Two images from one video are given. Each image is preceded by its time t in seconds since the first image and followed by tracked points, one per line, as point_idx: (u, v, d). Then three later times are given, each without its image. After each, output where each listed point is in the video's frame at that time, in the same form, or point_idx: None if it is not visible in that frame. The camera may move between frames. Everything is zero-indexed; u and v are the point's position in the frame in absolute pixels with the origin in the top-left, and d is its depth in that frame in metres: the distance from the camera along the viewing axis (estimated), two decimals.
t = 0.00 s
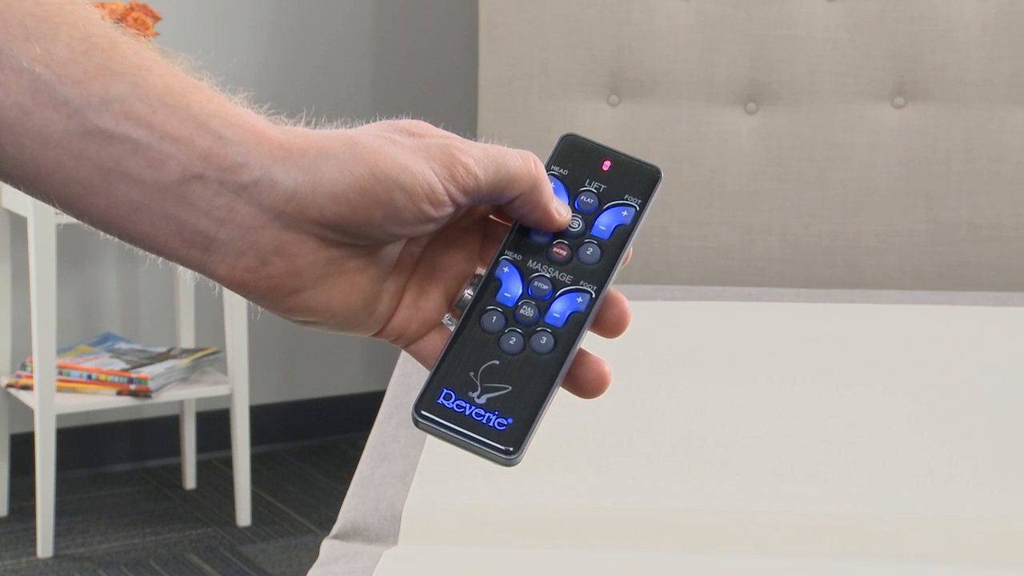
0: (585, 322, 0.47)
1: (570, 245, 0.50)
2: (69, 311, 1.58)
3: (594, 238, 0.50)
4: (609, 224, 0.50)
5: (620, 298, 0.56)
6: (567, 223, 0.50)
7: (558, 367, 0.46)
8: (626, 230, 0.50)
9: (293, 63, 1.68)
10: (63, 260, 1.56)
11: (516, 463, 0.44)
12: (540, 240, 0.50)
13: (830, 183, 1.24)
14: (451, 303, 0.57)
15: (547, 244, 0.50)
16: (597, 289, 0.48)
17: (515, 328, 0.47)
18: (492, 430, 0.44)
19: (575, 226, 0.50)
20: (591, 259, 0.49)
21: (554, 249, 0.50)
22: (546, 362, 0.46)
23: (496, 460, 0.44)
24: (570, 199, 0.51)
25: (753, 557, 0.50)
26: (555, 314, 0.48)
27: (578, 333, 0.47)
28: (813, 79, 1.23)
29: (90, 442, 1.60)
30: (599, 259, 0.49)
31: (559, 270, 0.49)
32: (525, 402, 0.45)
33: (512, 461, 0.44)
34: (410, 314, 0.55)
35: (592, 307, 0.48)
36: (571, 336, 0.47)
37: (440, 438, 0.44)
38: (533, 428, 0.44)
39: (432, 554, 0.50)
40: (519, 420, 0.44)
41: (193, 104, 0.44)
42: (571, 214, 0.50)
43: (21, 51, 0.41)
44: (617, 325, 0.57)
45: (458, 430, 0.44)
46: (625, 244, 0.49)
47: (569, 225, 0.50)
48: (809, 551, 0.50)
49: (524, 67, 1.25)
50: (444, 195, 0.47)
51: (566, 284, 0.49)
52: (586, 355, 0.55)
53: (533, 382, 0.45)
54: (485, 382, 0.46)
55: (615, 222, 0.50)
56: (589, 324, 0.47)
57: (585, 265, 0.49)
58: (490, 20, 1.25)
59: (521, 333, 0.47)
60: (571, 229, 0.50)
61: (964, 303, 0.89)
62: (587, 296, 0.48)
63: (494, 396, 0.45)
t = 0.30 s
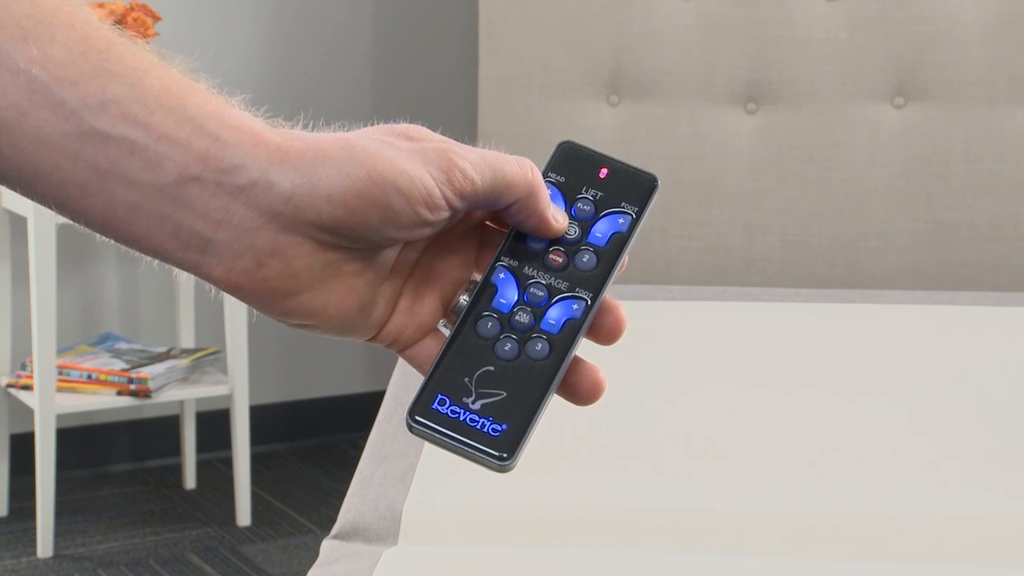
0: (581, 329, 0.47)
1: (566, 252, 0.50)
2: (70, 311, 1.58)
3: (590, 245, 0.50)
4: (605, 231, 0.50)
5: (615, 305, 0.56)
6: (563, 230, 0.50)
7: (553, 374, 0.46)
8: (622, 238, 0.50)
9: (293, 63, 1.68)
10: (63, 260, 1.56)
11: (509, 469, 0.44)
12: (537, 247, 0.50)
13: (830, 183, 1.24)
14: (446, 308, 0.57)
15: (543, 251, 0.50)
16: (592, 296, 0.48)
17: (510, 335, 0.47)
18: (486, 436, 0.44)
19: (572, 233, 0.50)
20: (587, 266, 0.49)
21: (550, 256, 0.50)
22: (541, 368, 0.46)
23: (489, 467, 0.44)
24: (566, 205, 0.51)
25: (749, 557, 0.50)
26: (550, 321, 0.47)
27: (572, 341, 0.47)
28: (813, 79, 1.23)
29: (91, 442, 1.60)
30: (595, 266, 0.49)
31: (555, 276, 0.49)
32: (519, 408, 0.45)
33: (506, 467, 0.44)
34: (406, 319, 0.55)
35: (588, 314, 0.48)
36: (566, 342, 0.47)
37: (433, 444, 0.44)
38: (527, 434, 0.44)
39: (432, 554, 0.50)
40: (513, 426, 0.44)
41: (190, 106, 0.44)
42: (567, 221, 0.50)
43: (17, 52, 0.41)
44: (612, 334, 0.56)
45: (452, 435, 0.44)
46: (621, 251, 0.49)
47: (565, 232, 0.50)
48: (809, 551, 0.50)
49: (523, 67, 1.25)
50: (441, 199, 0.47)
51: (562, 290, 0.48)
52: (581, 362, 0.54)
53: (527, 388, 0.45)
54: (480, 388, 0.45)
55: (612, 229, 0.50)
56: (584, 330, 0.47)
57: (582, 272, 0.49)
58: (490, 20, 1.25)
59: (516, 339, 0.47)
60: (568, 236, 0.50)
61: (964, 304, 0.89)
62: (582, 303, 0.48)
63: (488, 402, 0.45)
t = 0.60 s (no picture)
0: (579, 334, 0.47)
1: (565, 256, 0.50)
2: (70, 311, 1.58)
3: (589, 250, 0.50)
4: (604, 236, 0.50)
5: (614, 309, 0.56)
6: (562, 234, 0.50)
7: (551, 378, 0.46)
8: (621, 242, 0.50)
9: (293, 63, 1.68)
10: (63, 260, 1.56)
11: (507, 473, 0.44)
12: (535, 251, 0.50)
13: (830, 183, 1.24)
14: (444, 312, 0.57)
15: (542, 255, 0.50)
16: (591, 301, 0.48)
17: (508, 339, 0.47)
18: (483, 440, 0.44)
19: (570, 238, 0.50)
20: (585, 271, 0.49)
21: (549, 260, 0.50)
22: (539, 372, 0.46)
23: (486, 471, 0.44)
24: (565, 210, 0.51)
25: (749, 557, 0.50)
26: (548, 325, 0.47)
27: (570, 345, 0.47)
28: (813, 79, 1.23)
29: (91, 442, 1.60)
30: (593, 271, 0.49)
31: (553, 280, 0.49)
32: (516, 413, 0.45)
33: (504, 471, 0.44)
34: (403, 322, 0.55)
35: (586, 318, 0.48)
36: (564, 347, 0.47)
37: (431, 448, 0.44)
38: (524, 438, 0.44)
39: (432, 555, 0.50)
40: (510, 431, 0.44)
41: (189, 108, 0.44)
42: (566, 225, 0.50)
43: (17, 54, 0.41)
44: (611, 338, 0.56)
45: (449, 439, 0.44)
46: (620, 256, 0.49)
47: (564, 236, 0.50)
48: (811, 551, 0.50)
49: (523, 67, 1.25)
50: (440, 203, 0.47)
51: (560, 294, 0.48)
52: (580, 366, 0.54)
53: (524, 392, 0.45)
54: (477, 393, 0.45)
55: (611, 233, 0.50)
56: (582, 335, 0.47)
57: (580, 277, 0.49)
58: (490, 20, 1.25)
59: (514, 343, 0.47)
60: (566, 240, 0.50)
61: (963, 305, 0.89)
62: (581, 307, 0.48)
63: (485, 406, 0.45)
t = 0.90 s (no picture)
0: (580, 338, 0.47)
1: (566, 261, 0.50)
2: (70, 311, 1.58)
3: (590, 254, 0.50)
4: (606, 240, 0.50)
5: (615, 314, 0.56)
6: (563, 238, 0.50)
7: (552, 382, 0.46)
8: (622, 247, 0.50)
9: (293, 62, 1.68)
10: (63, 260, 1.56)
11: (507, 477, 0.44)
12: (536, 256, 0.50)
13: (831, 183, 1.24)
14: (445, 316, 0.57)
15: (543, 259, 0.50)
16: (592, 305, 0.48)
17: (509, 343, 0.47)
18: (484, 444, 0.44)
19: (572, 242, 0.50)
20: (586, 276, 0.49)
21: (550, 265, 0.50)
22: (540, 376, 0.46)
23: (488, 475, 0.44)
24: (566, 214, 0.51)
25: (750, 557, 0.50)
26: (550, 329, 0.48)
27: (571, 350, 0.47)
28: (814, 79, 1.23)
29: (91, 442, 1.60)
30: (594, 276, 0.49)
31: (554, 285, 0.49)
32: (517, 417, 0.45)
33: (504, 475, 0.44)
34: (404, 326, 0.55)
35: (587, 323, 0.48)
36: (565, 352, 0.47)
37: (432, 452, 0.44)
38: (526, 442, 0.44)
39: (432, 555, 0.50)
40: (511, 435, 0.44)
41: (192, 111, 0.44)
42: (567, 230, 0.50)
43: (20, 57, 0.41)
44: (612, 343, 0.56)
45: (450, 443, 0.44)
46: (621, 261, 0.49)
47: (565, 240, 0.50)
48: (811, 550, 0.50)
49: (524, 67, 1.25)
50: (441, 206, 0.47)
51: (561, 299, 0.49)
52: (581, 371, 0.54)
53: (525, 397, 0.45)
54: (478, 396, 0.45)
55: (612, 238, 0.50)
56: (583, 339, 0.47)
57: (582, 281, 0.49)
58: (490, 21, 1.25)
59: (516, 348, 0.47)
60: (568, 245, 0.50)
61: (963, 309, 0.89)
62: (582, 312, 0.48)
63: (486, 409, 0.45)
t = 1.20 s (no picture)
0: (580, 342, 0.47)
1: (566, 265, 0.50)
2: (69, 311, 1.58)
3: (591, 258, 0.50)
4: (606, 245, 0.50)
5: (616, 317, 0.56)
6: (564, 242, 0.50)
7: (552, 386, 0.46)
8: (623, 251, 0.50)
9: (293, 62, 1.68)
10: (63, 260, 1.56)
11: (507, 481, 0.44)
12: (537, 260, 0.50)
13: (830, 183, 1.24)
14: (445, 320, 0.57)
15: (543, 263, 0.50)
16: (593, 309, 0.48)
17: (509, 347, 0.47)
18: (484, 447, 0.44)
19: (573, 246, 0.50)
20: (587, 279, 0.49)
21: (551, 269, 0.50)
22: (541, 380, 0.46)
23: (488, 478, 0.44)
24: (567, 219, 0.51)
25: (749, 556, 0.50)
26: (550, 333, 0.48)
27: (571, 354, 0.47)
28: (814, 79, 1.23)
29: (90, 442, 1.60)
30: (595, 280, 0.49)
31: (555, 289, 0.49)
32: (517, 421, 0.45)
33: (504, 479, 0.44)
34: (405, 329, 0.55)
35: (588, 327, 0.48)
36: (565, 355, 0.47)
37: (432, 456, 0.44)
38: (525, 446, 0.44)
39: (432, 555, 0.50)
40: (511, 439, 0.44)
41: (192, 114, 0.44)
42: (568, 234, 0.50)
43: (21, 60, 0.41)
44: (612, 346, 0.56)
45: (451, 446, 0.44)
46: (622, 265, 0.49)
47: (566, 244, 0.50)
48: (812, 550, 0.50)
49: (524, 67, 1.25)
50: (442, 210, 0.47)
51: (562, 303, 0.49)
52: (582, 375, 0.54)
53: (525, 401, 0.45)
54: (479, 400, 0.46)
55: (613, 242, 0.50)
56: (584, 343, 0.47)
57: (582, 285, 0.49)
58: (490, 21, 1.25)
59: (516, 351, 0.47)
60: (569, 249, 0.50)
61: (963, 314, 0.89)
62: (582, 316, 0.48)
63: (487, 413, 0.45)
